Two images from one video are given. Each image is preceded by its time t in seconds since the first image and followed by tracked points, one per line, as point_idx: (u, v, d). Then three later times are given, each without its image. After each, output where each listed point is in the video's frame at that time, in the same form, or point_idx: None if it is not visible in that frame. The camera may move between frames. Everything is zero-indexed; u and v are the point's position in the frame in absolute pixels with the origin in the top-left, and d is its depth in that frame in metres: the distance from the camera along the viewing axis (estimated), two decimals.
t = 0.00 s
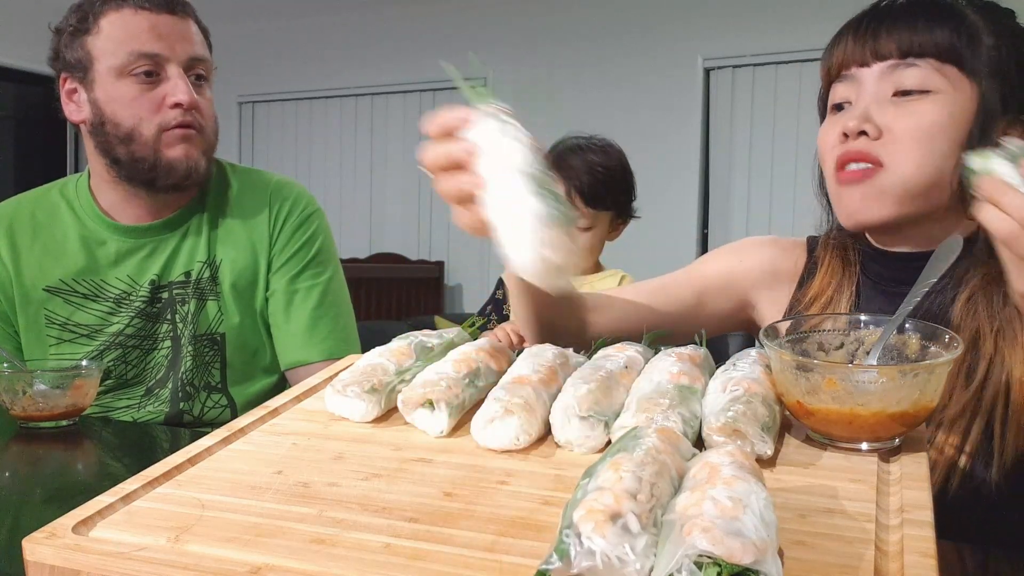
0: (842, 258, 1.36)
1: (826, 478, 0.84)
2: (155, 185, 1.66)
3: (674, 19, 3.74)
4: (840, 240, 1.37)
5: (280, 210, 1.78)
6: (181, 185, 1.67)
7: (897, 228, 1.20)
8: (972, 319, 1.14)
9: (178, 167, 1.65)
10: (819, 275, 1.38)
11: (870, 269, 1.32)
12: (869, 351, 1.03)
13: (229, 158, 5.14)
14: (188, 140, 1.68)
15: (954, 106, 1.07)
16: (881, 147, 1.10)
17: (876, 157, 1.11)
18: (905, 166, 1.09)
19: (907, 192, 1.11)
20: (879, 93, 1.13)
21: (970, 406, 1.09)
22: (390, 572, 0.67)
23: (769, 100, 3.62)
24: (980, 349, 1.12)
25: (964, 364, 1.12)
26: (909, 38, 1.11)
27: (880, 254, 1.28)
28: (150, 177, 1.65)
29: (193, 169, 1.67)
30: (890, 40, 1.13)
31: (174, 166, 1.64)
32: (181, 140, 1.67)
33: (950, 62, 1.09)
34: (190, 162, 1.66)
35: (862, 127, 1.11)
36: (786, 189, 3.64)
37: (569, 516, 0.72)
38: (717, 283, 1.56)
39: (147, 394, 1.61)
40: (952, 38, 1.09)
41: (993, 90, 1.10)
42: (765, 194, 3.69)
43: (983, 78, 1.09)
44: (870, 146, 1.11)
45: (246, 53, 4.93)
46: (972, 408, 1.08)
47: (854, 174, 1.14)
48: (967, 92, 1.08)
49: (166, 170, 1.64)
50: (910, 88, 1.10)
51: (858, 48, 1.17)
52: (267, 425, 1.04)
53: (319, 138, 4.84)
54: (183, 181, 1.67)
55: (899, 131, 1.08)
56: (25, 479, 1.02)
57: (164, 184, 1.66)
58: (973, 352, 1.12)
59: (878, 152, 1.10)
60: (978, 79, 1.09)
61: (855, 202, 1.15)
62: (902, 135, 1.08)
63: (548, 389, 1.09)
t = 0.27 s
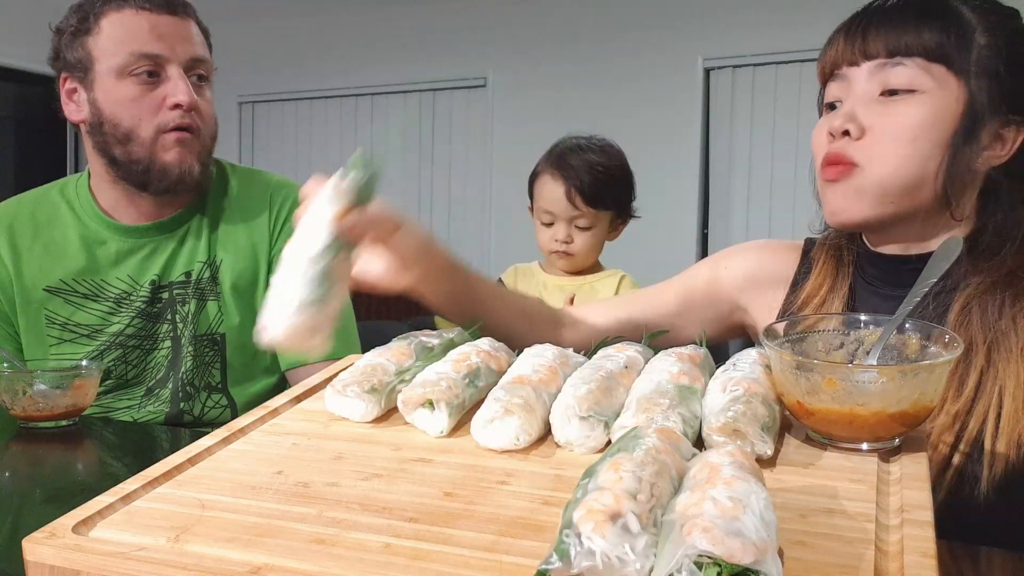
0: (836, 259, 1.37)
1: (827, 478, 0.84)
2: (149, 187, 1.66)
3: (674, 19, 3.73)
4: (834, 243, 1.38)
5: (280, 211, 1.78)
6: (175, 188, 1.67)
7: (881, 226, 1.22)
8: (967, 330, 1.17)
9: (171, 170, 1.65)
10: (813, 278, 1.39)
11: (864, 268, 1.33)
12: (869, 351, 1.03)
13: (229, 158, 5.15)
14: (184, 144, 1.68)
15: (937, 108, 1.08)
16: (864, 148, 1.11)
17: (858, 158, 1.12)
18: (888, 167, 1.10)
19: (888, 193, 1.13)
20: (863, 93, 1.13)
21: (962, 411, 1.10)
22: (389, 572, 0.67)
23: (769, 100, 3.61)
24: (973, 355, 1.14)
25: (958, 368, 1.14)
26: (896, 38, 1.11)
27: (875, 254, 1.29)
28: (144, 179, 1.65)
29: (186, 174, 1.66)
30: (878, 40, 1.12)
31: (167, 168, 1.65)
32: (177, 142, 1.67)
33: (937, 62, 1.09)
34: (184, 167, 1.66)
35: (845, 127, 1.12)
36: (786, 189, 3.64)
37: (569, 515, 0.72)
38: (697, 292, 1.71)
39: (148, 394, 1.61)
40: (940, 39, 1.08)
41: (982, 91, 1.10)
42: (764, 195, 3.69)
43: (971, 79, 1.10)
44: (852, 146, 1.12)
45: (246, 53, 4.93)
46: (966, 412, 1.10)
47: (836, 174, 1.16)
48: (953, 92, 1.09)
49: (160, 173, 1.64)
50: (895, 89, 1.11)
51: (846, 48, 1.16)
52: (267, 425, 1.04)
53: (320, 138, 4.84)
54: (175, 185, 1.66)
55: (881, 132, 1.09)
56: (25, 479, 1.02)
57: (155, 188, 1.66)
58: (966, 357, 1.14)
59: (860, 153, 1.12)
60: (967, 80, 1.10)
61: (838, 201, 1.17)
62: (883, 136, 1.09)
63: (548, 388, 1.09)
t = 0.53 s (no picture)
0: (827, 260, 1.37)
1: (826, 477, 0.84)
2: (159, 182, 1.65)
3: (674, 19, 3.73)
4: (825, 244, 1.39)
5: (281, 211, 1.78)
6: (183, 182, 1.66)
7: (871, 224, 1.22)
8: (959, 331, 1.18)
9: (180, 162, 1.65)
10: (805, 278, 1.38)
11: (855, 269, 1.33)
12: (869, 351, 1.03)
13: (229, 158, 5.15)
14: (190, 137, 1.68)
15: (923, 107, 1.09)
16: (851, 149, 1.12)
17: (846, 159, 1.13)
18: (875, 167, 1.11)
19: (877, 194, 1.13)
20: (849, 94, 1.14)
21: (952, 410, 1.11)
22: (389, 572, 0.67)
23: (768, 100, 3.62)
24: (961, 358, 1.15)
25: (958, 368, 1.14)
26: (881, 40, 1.12)
27: (866, 255, 1.29)
28: (154, 174, 1.64)
29: (195, 166, 1.66)
30: (864, 41, 1.13)
31: (176, 160, 1.64)
32: (183, 137, 1.68)
33: (923, 62, 1.10)
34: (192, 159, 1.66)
35: (833, 128, 1.13)
36: (786, 189, 3.64)
37: (569, 515, 0.72)
38: (693, 293, 1.64)
39: (147, 394, 1.61)
40: (925, 39, 1.09)
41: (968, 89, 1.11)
42: (764, 194, 3.69)
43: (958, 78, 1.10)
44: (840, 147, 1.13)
45: (246, 53, 4.93)
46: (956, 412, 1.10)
47: (826, 174, 1.16)
48: (939, 91, 1.10)
49: (170, 166, 1.64)
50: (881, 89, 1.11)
51: (833, 50, 1.17)
52: (267, 425, 1.04)
53: (319, 138, 4.84)
54: (185, 177, 1.65)
55: (870, 133, 1.10)
56: (24, 478, 1.02)
57: (166, 181, 1.65)
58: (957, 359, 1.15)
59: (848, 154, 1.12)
60: (953, 78, 1.10)
61: (828, 202, 1.17)
62: (873, 136, 1.10)
63: (548, 388, 1.09)
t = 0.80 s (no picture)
0: (822, 261, 1.38)
1: (826, 478, 0.84)
2: (151, 189, 1.66)
3: (674, 19, 3.73)
4: (819, 247, 1.39)
5: (281, 211, 1.78)
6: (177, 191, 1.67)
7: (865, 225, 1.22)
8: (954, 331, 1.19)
9: (173, 173, 1.65)
10: (800, 281, 1.39)
11: (849, 269, 1.34)
12: (869, 351, 1.03)
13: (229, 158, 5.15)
14: (186, 148, 1.68)
15: (913, 108, 1.09)
16: (841, 151, 1.12)
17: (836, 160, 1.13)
18: (866, 169, 1.11)
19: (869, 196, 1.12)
20: (840, 95, 1.14)
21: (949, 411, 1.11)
22: (389, 572, 0.67)
23: (768, 100, 3.61)
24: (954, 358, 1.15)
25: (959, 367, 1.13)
26: (871, 41, 1.12)
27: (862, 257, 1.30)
28: (145, 181, 1.66)
29: (187, 178, 1.67)
30: (854, 42, 1.13)
31: (170, 172, 1.65)
32: (181, 140, 1.67)
33: (913, 63, 1.10)
34: (186, 171, 1.66)
35: (823, 130, 1.13)
36: (786, 189, 3.64)
37: (569, 514, 0.72)
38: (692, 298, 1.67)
39: (148, 394, 1.61)
40: (915, 40, 1.09)
41: (959, 90, 1.11)
42: (764, 194, 3.69)
43: (949, 79, 1.10)
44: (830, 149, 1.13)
45: (246, 53, 4.94)
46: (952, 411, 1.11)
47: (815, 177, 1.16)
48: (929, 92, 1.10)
49: (162, 177, 1.65)
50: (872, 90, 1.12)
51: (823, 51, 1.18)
52: (267, 425, 1.04)
53: (319, 137, 4.84)
54: (177, 189, 1.67)
55: (860, 134, 1.10)
56: (25, 479, 1.02)
57: (158, 190, 1.66)
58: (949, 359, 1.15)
59: (837, 156, 1.12)
60: (944, 79, 1.10)
61: (819, 204, 1.17)
62: (863, 138, 1.10)
63: (548, 388, 1.09)
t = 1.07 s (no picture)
0: (824, 262, 1.38)
1: (826, 478, 0.84)
2: (148, 182, 1.66)
3: (674, 19, 3.73)
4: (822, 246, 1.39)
5: (280, 212, 1.78)
6: (170, 183, 1.66)
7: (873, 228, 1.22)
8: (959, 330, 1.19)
9: (168, 163, 1.65)
10: (801, 283, 1.40)
11: (853, 271, 1.34)
12: (870, 351, 1.03)
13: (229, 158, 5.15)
14: (180, 139, 1.68)
15: (917, 110, 1.09)
16: (843, 154, 1.13)
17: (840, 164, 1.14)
18: (869, 171, 1.11)
19: (875, 199, 1.13)
20: (842, 98, 1.15)
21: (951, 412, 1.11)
22: (389, 572, 0.67)
23: (768, 100, 3.61)
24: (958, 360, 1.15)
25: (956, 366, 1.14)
26: (873, 42, 1.12)
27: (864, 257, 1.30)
28: (140, 174, 1.65)
29: (182, 168, 1.66)
30: (855, 43, 1.13)
31: (166, 160, 1.65)
32: (171, 138, 1.67)
33: (915, 65, 1.10)
34: (182, 161, 1.67)
35: (826, 134, 1.14)
36: (786, 189, 3.64)
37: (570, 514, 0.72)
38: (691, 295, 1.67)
39: (147, 395, 1.61)
40: (917, 40, 1.09)
41: (961, 92, 1.11)
42: (764, 194, 3.69)
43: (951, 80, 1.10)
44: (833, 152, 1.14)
45: (246, 54, 4.94)
46: (957, 412, 1.11)
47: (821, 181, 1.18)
48: (932, 93, 1.10)
49: (157, 166, 1.64)
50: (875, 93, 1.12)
51: (825, 53, 1.18)
52: (267, 425, 1.05)
53: (319, 137, 4.84)
54: (174, 179, 1.66)
55: (864, 137, 1.11)
56: (25, 479, 1.02)
57: (154, 181, 1.66)
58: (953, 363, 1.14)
59: (841, 159, 1.13)
60: (946, 80, 1.10)
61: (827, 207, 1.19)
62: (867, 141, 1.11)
63: (548, 388, 1.09)
